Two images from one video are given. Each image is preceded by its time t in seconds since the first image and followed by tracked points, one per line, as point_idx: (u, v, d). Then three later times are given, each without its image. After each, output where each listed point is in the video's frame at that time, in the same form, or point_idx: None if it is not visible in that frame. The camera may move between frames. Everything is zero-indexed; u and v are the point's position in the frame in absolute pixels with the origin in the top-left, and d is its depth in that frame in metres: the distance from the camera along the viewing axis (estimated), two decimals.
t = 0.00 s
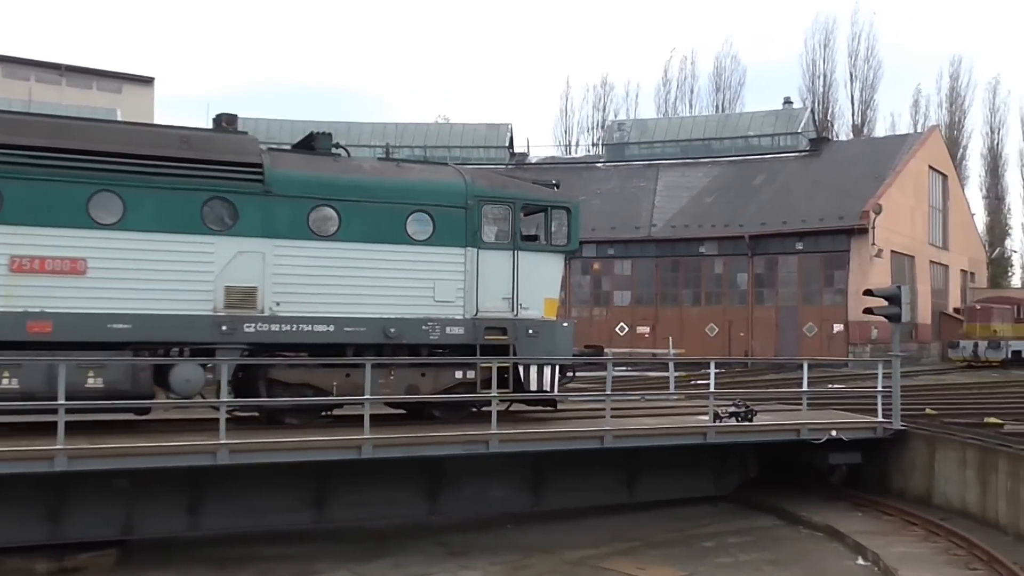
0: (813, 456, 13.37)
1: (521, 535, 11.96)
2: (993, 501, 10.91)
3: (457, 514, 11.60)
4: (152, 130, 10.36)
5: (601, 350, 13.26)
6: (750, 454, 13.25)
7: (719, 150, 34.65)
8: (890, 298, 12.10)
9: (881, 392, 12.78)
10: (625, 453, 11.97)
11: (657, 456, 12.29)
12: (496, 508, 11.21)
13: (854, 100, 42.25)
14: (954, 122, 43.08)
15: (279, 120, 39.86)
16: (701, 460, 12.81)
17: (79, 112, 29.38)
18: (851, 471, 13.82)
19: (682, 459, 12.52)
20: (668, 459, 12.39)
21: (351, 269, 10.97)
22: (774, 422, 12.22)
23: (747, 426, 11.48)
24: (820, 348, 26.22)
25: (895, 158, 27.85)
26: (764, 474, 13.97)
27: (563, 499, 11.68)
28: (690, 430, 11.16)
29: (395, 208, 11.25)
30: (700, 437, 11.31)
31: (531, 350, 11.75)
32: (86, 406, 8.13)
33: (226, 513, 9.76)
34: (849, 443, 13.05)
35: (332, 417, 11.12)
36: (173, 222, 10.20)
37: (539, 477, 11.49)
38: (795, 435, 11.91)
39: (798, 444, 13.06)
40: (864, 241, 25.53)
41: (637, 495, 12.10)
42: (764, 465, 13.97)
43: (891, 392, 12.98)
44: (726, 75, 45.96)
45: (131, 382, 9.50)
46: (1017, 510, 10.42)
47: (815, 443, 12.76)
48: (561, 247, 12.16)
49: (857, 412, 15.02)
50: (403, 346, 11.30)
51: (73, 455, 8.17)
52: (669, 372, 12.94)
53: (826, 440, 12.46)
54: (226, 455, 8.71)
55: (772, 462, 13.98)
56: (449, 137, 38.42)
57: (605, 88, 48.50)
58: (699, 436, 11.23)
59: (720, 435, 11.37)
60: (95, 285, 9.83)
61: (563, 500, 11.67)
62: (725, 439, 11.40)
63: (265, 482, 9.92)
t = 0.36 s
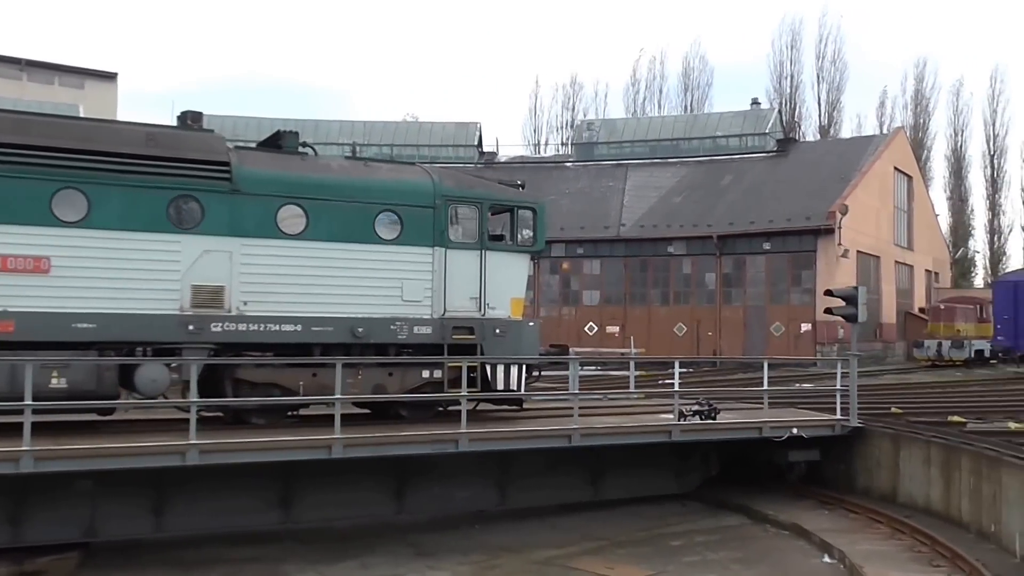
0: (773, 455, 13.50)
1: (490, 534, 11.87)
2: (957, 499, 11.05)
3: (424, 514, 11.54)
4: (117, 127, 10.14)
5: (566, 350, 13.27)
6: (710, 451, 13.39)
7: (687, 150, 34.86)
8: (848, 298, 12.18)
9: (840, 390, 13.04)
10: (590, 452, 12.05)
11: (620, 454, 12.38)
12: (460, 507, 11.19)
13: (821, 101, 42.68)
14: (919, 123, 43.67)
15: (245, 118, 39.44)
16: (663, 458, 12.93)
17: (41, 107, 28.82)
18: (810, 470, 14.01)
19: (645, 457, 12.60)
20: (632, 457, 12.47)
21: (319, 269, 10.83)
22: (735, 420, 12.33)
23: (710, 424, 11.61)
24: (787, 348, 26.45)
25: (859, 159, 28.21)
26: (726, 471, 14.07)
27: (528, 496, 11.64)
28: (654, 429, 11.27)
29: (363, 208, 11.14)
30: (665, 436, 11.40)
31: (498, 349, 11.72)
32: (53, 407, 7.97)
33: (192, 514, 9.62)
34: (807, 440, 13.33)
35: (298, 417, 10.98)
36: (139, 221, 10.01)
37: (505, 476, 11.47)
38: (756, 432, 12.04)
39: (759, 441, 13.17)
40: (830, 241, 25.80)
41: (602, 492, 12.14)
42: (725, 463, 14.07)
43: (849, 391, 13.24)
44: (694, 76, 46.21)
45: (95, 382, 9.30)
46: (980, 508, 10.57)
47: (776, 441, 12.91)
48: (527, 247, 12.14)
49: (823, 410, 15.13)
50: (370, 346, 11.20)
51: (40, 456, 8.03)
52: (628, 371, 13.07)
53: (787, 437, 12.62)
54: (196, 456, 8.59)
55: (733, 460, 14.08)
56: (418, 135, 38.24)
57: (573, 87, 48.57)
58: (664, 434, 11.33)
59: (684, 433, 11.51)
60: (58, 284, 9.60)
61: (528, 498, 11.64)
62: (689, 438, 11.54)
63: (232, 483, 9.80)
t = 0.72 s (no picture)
0: (735, 453, 13.60)
1: (458, 534, 11.77)
2: (920, 497, 11.18)
3: (389, 513, 11.48)
4: (78, 123, 9.92)
5: (532, 348, 13.24)
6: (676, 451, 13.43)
7: (656, 149, 35.05)
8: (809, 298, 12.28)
9: (802, 390, 13.21)
10: (554, 450, 12.09)
11: (585, 452, 12.44)
12: (426, 507, 11.12)
13: (788, 102, 43.09)
14: (884, 125, 44.25)
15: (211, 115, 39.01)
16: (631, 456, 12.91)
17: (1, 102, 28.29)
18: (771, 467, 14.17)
19: (610, 453, 12.63)
20: (597, 454, 12.52)
21: (286, 268, 10.70)
22: (698, 418, 12.39)
23: (675, 423, 11.64)
24: (755, 346, 26.63)
25: (824, 160, 28.51)
26: (688, 468, 14.17)
27: (493, 494, 11.61)
28: (619, 427, 11.31)
29: (330, 207, 11.01)
30: (630, 434, 11.44)
31: (466, 348, 11.67)
32: (17, 408, 7.79)
33: (155, 515, 9.49)
34: (767, 438, 13.55)
35: (264, 417, 10.84)
36: (103, 218, 9.81)
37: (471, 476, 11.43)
38: (720, 430, 12.11)
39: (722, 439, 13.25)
40: (797, 241, 26.03)
41: (565, 490, 12.16)
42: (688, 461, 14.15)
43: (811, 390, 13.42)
44: (663, 76, 46.42)
45: (59, 382, 9.11)
46: (944, 505, 10.70)
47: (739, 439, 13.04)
48: (493, 246, 12.11)
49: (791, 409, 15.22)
50: (337, 345, 11.09)
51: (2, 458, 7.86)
52: (591, 371, 13.12)
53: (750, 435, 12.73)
54: (163, 456, 8.46)
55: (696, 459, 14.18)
56: (386, 134, 38.03)
57: (543, 87, 48.57)
58: (628, 431, 11.38)
59: (650, 431, 11.52)
60: (19, 283, 9.38)
61: (493, 496, 11.60)
62: (655, 436, 11.57)
63: (196, 483, 9.67)
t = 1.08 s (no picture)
0: (697, 449, 13.78)
1: (427, 534, 11.68)
2: (886, 495, 11.30)
3: (355, 514, 11.38)
4: (39, 118, 9.67)
5: (497, 348, 13.16)
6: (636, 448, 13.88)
7: (625, 149, 35.26)
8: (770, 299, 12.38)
9: (763, 387, 13.43)
10: (519, 451, 12.14)
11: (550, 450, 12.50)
12: (390, 506, 11.12)
13: (756, 103, 43.44)
14: (850, 126, 44.78)
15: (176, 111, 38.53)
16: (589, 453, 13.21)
17: None
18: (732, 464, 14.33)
19: (564, 454, 12.82)
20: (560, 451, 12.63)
21: (253, 267, 10.56)
22: (664, 416, 12.43)
23: (641, 421, 11.64)
24: (724, 346, 26.81)
25: (791, 161, 28.76)
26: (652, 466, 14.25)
27: (458, 495, 11.67)
28: (585, 426, 11.31)
29: (297, 205, 10.88)
30: (596, 432, 11.43)
31: (433, 348, 11.58)
32: None
33: (118, 517, 9.33)
34: (729, 436, 13.71)
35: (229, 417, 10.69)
36: (66, 216, 9.59)
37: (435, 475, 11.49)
38: (684, 429, 12.17)
39: (685, 436, 13.51)
40: (764, 241, 26.22)
41: (529, 489, 12.27)
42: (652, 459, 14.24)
43: (772, 388, 13.65)
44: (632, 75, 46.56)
45: (19, 383, 8.98)
46: (909, 503, 10.81)
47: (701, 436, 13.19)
48: (460, 246, 12.04)
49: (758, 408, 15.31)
50: (304, 345, 10.97)
51: None
52: (555, 369, 13.14)
53: (713, 433, 12.84)
54: (130, 458, 8.32)
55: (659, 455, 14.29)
56: (354, 132, 37.79)
57: (512, 85, 48.53)
58: (596, 430, 11.38)
59: (617, 430, 11.53)
60: None
61: (458, 496, 11.67)
62: (621, 434, 11.56)
63: (160, 484, 9.54)
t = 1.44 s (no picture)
0: (662, 448, 13.85)
1: (399, 535, 11.58)
2: (855, 493, 11.37)
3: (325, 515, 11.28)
4: (5, 114, 9.43)
5: (467, 348, 12.99)
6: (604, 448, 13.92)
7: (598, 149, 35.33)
8: (736, 299, 12.43)
9: (729, 386, 13.56)
10: (486, 450, 12.15)
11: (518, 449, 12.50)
12: (360, 506, 11.04)
13: (728, 104, 43.70)
14: (821, 128, 45.17)
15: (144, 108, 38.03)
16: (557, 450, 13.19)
17: None
18: (698, 462, 14.42)
19: (537, 452, 12.77)
20: (529, 449, 12.62)
21: (222, 265, 10.41)
22: (630, 415, 12.45)
23: (609, 419, 11.64)
24: (696, 346, 26.96)
25: (762, 162, 28.96)
26: (620, 464, 14.31)
27: (427, 494, 11.64)
28: (554, 424, 11.29)
29: (268, 204, 10.75)
30: (565, 431, 11.42)
31: (404, 348, 11.49)
32: None
33: (86, 519, 9.17)
34: (696, 434, 13.76)
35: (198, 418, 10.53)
36: (33, 214, 9.38)
37: (404, 475, 11.43)
38: (652, 427, 12.21)
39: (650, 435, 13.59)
40: (736, 241, 26.33)
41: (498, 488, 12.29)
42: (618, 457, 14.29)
43: (737, 386, 13.79)
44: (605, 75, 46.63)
45: None
46: (877, 501, 10.89)
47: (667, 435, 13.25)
48: (431, 246, 11.97)
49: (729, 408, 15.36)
50: (274, 345, 10.84)
51: None
52: (520, 368, 13.12)
53: (679, 431, 12.91)
54: (101, 458, 8.18)
55: (626, 454, 14.34)
56: (326, 130, 37.51)
57: (485, 84, 48.44)
58: (566, 428, 11.36)
59: (587, 428, 11.52)
60: None
61: (427, 496, 11.63)
62: (590, 433, 11.55)
63: (128, 485, 9.40)
